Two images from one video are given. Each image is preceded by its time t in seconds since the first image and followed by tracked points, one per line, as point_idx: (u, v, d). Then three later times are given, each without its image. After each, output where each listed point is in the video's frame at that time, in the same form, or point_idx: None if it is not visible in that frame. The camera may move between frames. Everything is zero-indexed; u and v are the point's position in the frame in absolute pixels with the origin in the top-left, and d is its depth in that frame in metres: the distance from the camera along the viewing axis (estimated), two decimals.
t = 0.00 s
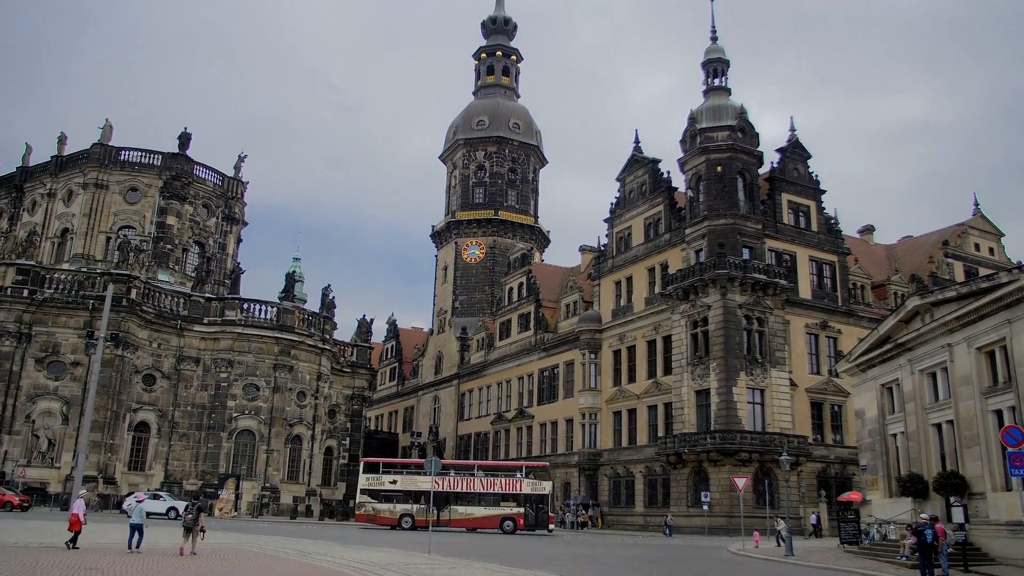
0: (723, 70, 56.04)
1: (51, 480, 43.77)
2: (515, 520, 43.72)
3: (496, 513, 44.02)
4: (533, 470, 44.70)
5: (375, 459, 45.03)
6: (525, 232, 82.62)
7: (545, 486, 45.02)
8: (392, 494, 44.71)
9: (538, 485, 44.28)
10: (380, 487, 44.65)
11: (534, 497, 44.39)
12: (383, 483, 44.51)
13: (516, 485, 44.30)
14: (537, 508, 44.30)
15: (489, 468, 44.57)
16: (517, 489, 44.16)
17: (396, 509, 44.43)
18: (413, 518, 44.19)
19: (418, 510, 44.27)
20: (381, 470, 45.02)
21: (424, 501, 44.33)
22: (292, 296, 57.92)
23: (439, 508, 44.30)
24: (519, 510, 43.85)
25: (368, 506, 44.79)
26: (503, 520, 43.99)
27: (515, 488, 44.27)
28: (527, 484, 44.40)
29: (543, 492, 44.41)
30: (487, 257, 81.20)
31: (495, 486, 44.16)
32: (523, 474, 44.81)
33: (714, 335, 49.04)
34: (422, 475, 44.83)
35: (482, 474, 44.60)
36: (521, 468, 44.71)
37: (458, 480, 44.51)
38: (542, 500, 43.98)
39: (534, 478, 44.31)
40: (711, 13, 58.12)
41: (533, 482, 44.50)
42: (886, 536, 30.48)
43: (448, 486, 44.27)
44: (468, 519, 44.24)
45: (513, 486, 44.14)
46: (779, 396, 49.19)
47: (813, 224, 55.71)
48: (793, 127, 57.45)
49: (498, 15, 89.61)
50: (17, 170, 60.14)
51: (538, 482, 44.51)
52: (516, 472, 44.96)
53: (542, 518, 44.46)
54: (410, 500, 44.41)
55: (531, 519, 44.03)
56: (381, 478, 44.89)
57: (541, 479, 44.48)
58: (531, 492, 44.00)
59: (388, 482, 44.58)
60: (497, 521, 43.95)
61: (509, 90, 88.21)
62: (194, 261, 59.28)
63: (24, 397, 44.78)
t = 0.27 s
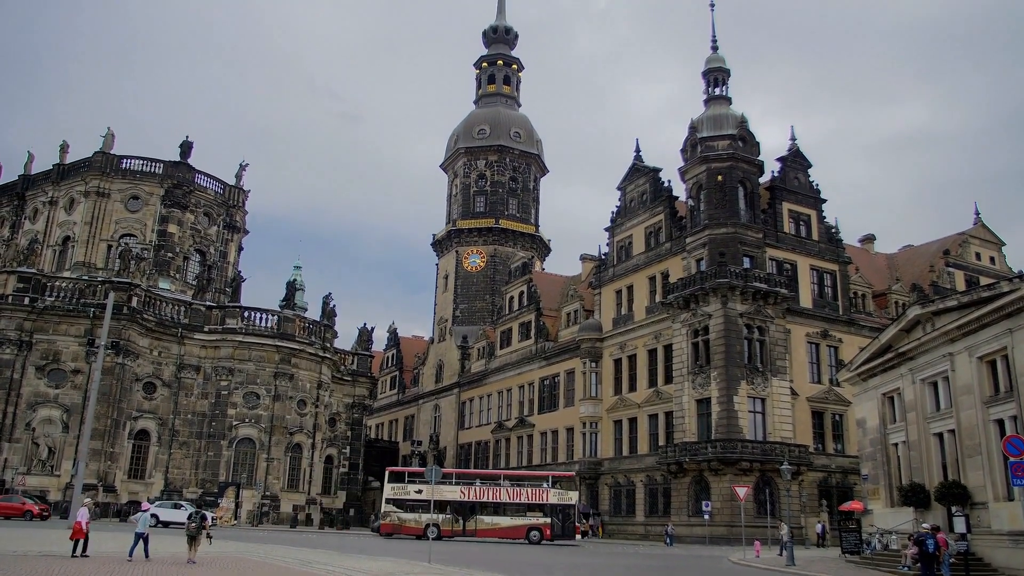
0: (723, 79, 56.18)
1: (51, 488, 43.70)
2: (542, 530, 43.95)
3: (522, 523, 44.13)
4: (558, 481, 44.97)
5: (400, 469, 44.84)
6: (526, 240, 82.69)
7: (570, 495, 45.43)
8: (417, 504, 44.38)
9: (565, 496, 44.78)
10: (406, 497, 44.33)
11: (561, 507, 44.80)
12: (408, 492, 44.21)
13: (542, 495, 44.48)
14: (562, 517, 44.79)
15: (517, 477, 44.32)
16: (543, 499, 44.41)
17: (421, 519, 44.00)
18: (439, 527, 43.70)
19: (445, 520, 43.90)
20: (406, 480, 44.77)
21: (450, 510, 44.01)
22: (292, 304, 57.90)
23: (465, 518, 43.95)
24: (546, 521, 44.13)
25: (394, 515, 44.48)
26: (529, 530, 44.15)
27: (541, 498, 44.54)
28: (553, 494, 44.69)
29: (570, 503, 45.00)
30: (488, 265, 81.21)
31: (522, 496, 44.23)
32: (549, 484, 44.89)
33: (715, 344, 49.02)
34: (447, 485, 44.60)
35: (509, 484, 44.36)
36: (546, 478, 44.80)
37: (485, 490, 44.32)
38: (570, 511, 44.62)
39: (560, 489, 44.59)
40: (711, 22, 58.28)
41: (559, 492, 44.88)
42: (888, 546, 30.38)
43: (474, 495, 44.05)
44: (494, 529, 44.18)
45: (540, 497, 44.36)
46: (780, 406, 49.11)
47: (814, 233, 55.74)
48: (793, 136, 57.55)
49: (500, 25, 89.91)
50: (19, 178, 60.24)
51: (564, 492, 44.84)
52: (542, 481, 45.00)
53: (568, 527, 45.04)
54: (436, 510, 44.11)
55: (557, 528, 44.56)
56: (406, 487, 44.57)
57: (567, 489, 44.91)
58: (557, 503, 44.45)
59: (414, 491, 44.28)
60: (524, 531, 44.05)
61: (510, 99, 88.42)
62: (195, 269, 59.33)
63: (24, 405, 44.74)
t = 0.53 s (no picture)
0: (724, 90, 56.34)
1: (52, 498, 43.63)
2: (569, 542, 43.66)
3: (550, 535, 43.77)
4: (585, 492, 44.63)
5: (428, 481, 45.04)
6: (528, 251, 82.76)
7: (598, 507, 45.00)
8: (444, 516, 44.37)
9: (592, 508, 44.42)
10: (432, 509, 44.42)
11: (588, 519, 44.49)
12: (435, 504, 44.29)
13: (569, 507, 44.19)
14: (590, 529, 44.46)
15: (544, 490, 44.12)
16: (571, 511, 44.10)
17: (448, 531, 43.98)
18: (465, 539, 43.78)
19: (472, 532, 43.91)
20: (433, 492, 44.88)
21: (476, 522, 44.03)
22: (294, 314, 57.92)
23: (492, 530, 43.99)
24: (573, 533, 43.82)
25: (420, 528, 44.48)
26: (557, 543, 43.87)
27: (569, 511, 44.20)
28: (581, 506, 44.40)
29: (597, 514, 44.61)
30: (489, 276, 81.22)
31: (549, 508, 43.88)
32: (576, 496, 44.84)
33: (717, 355, 48.96)
34: (474, 497, 44.65)
35: (536, 496, 44.09)
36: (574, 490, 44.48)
37: (511, 502, 44.22)
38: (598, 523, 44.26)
39: (588, 500, 44.39)
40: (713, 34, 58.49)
41: (586, 505, 44.55)
42: (891, 558, 30.22)
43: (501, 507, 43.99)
44: (522, 541, 43.86)
45: (567, 509, 44.08)
46: (782, 417, 49.00)
47: (816, 244, 55.77)
48: (795, 147, 57.66)
49: (501, 36, 90.29)
50: (22, 188, 60.41)
51: (591, 504, 44.57)
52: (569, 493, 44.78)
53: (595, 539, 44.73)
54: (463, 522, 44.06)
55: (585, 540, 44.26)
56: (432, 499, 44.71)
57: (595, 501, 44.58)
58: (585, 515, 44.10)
59: (441, 503, 44.37)
60: (551, 544, 43.75)
61: (511, 110, 88.69)
62: (197, 279, 59.38)
63: (25, 415, 44.70)
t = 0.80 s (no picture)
0: (725, 99, 56.43)
1: (52, 506, 43.57)
2: (596, 552, 43.55)
3: (577, 544, 43.71)
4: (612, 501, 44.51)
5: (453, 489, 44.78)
6: (529, 259, 82.80)
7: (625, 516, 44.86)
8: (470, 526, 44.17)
9: (619, 517, 44.32)
10: (458, 518, 44.20)
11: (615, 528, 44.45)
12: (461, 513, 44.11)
13: (596, 516, 44.07)
14: (617, 538, 44.33)
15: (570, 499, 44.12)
16: (598, 521, 44.00)
17: (474, 541, 43.85)
18: (492, 549, 43.59)
19: (498, 541, 43.74)
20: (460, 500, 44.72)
21: (503, 532, 43.86)
22: (295, 322, 57.91)
23: (519, 539, 43.84)
24: (601, 542, 43.78)
25: (446, 537, 44.22)
26: (584, 552, 43.76)
27: (596, 520, 44.11)
28: (608, 516, 44.29)
29: (624, 523, 44.55)
30: (490, 284, 81.21)
31: (576, 518, 43.81)
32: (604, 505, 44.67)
33: (718, 363, 48.89)
34: (501, 506, 44.24)
35: (563, 505, 44.10)
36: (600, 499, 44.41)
37: (538, 511, 44.07)
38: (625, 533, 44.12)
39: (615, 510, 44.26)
40: (714, 43, 58.63)
41: (613, 514, 44.42)
42: (893, 567, 30.12)
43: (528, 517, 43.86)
44: (549, 550, 43.79)
45: (594, 518, 43.96)
46: (783, 425, 48.90)
47: (817, 252, 55.77)
48: (796, 155, 57.73)
49: (503, 45, 90.56)
50: (24, 196, 60.53)
51: (619, 514, 44.44)
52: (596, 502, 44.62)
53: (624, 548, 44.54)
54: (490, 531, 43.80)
55: (612, 549, 44.15)
56: (458, 508, 44.49)
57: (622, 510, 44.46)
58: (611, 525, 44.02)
59: (467, 512, 44.16)
60: (579, 553, 43.65)
61: (513, 118, 88.87)
62: (198, 287, 59.42)
63: (26, 422, 44.68)
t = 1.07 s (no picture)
0: (725, 107, 56.54)
1: (50, 513, 43.48)
2: (623, 561, 42.69)
3: (604, 553, 42.93)
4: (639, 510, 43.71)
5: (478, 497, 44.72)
6: (529, 266, 82.84)
7: (653, 525, 44.00)
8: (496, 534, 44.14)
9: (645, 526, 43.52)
10: (484, 527, 44.12)
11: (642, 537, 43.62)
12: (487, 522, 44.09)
13: (622, 525, 43.34)
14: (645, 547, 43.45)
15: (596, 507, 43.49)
16: (624, 530, 43.28)
17: (499, 550, 43.79)
18: (518, 558, 43.43)
19: (524, 550, 43.45)
20: (485, 508, 44.39)
21: (529, 540, 43.50)
22: (295, 330, 57.90)
23: (545, 548, 43.30)
24: (627, 551, 42.95)
25: (471, 546, 44.21)
26: (611, 561, 42.91)
27: (622, 529, 43.38)
28: (634, 524, 43.52)
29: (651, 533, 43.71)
30: (490, 291, 81.22)
31: (602, 526, 43.14)
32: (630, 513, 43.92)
33: (718, 371, 48.87)
34: (527, 514, 43.93)
35: (588, 513, 43.51)
36: (626, 508, 43.72)
37: (564, 520, 43.44)
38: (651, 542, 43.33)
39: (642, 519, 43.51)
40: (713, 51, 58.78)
41: (640, 523, 43.62)
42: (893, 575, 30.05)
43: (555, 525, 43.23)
44: (574, 559, 43.11)
45: (620, 527, 43.26)
46: (783, 433, 48.83)
47: (817, 260, 55.79)
48: (795, 163, 57.83)
49: (503, 52, 90.80)
50: (24, 203, 60.59)
51: (645, 523, 43.68)
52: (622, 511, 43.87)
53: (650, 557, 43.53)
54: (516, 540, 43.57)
55: (640, 559, 43.19)
56: (484, 516, 44.38)
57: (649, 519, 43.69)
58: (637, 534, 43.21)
59: (492, 521, 44.05)
60: (605, 562, 42.82)
61: (513, 126, 89.05)
62: (198, 294, 59.44)
63: (25, 429, 44.63)
